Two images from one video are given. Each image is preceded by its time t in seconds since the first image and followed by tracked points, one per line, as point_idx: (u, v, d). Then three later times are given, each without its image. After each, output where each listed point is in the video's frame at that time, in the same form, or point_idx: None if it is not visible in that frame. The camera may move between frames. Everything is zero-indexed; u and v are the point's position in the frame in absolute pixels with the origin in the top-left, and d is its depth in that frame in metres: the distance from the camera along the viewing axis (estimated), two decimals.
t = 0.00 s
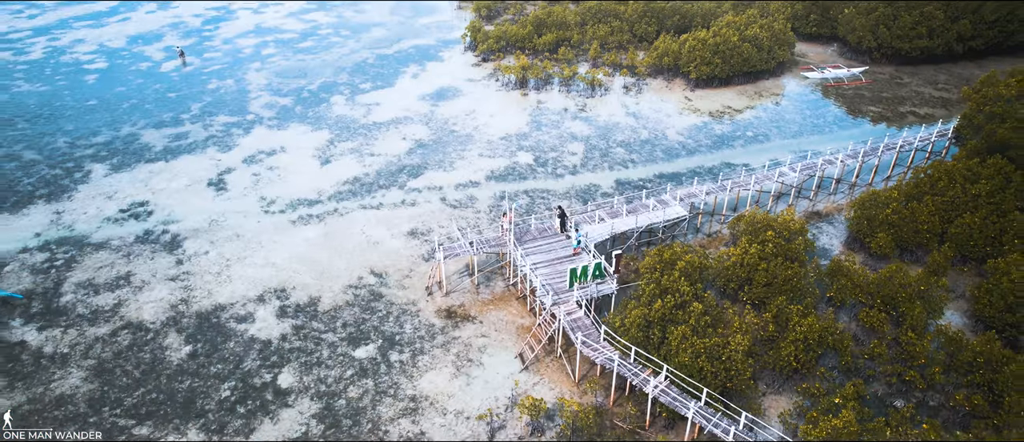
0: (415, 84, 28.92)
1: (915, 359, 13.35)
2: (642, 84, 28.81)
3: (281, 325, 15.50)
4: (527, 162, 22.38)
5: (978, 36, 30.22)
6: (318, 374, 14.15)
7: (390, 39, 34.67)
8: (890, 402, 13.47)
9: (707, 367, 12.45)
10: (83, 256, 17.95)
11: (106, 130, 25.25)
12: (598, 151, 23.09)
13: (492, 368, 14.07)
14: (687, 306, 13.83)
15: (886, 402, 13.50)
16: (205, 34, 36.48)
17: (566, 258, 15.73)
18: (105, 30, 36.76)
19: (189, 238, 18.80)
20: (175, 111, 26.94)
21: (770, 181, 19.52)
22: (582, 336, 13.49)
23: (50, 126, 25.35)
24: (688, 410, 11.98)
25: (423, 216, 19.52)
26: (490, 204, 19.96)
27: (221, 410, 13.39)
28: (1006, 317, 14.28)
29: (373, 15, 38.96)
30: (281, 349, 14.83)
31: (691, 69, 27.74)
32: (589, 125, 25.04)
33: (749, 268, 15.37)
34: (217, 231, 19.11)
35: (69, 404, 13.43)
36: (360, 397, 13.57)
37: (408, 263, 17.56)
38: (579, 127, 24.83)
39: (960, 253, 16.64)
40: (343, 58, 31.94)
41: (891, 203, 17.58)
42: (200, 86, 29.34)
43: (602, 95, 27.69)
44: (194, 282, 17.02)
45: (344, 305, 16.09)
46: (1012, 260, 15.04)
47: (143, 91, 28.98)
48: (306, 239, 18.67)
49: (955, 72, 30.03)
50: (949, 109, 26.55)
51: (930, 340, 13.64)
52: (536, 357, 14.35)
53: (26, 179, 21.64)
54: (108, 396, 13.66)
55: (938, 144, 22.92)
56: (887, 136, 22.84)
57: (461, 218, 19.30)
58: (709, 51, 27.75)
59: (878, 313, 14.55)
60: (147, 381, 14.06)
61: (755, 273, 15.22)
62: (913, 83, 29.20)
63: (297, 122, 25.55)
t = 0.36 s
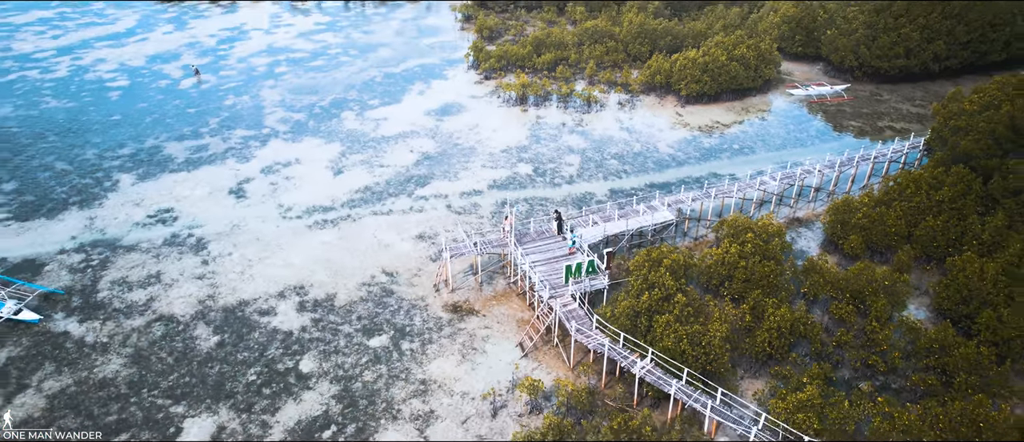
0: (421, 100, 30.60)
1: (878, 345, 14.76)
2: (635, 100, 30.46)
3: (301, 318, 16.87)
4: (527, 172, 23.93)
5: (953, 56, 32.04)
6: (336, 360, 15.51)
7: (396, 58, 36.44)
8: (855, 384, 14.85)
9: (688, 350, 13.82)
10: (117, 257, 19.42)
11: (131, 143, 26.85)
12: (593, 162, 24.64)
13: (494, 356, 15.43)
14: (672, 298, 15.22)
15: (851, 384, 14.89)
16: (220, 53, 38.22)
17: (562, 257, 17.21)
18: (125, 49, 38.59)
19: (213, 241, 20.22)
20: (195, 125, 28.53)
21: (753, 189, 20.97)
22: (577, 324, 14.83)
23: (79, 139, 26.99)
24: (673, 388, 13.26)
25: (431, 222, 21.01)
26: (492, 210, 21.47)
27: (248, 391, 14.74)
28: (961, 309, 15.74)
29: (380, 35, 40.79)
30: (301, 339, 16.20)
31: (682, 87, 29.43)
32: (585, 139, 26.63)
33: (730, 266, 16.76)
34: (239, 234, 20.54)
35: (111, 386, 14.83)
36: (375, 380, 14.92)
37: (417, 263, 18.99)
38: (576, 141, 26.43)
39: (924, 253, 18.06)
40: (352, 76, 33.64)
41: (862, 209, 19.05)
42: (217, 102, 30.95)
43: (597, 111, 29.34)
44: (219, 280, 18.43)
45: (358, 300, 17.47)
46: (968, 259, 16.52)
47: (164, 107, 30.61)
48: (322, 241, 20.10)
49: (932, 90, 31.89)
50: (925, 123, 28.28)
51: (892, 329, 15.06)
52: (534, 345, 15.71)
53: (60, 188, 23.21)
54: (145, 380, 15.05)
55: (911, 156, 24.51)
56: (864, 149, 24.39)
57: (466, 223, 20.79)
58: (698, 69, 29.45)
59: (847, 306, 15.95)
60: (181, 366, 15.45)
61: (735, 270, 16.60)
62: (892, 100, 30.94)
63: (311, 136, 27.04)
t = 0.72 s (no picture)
0: (426, 115, 32.34)
1: (845, 335, 16.26)
2: (629, 115, 32.19)
3: (319, 313, 18.32)
4: (526, 182, 25.55)
5: (929, 74, 33.92)
6: (352, 350, 16.96)
7: (402, 76, 38.23)
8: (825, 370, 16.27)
9: (672, 338, 15.27)
10: (146, 259, 20.97)
11: (154, 155, 28.53)
12: (588, 173, 26.27)
13: (496, 346, 16.90)
14: (658, 293, 16.71)
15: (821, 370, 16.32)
16: (234, 71, 40.02)
17: (558, 257, 18.75)
18: (143, 67, 40.47)
19: (234, 244, 21.74)
20: (213, 138, 30.16)
21: (736, 197, 22.54)
22: (571, 316, 16.30)
23: (105, 152, 28.70)
24: (657, 370, 14.71)
25: (437, 227, 22.55)
26: (494, 217, 23.06)
27: (273, 377, 16.20)
28: (921, 303, 17.27)
29: (386, 54, 42.69)
30: (319, 331, 17.66)
31: (673, 103, 31.18)
32: (581, 151, 28.28)
33: (712, 265, 18.28)
34: (258, 238, 22.06)
35: (148, 373, 16.34)
36: (388, 367, 16.36)
37: (424, 264, 20.50)
38: (573, 153, 28.07)
39: (892, 254, 19.59)
40: (360, 93, 35.41)
41: (836, 214, 20.62)
42: (232, 116, 32.58)
43: (593, 125, 31.07)
44: (242, 279, 19.93)
45: (371, 297, 18.93)
46: (930, 258, 18.06)
47: (183, 122, 32.28)
48: (336, 244, 21.61)
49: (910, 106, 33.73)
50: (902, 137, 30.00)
51: (858, 321, 16.57)
52: (533, 337, 17.18)
53: (90, 197, 24.85)
54: (178, 367, 16.54)
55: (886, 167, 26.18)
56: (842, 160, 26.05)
57: (469, 228, 22.36)
58: (688, 86, 31.21)
59: (818, 300, 17.44)
60: (210, 356, 16.92)
61: (717, 269, 18.10)
62: (872, 115, 32.71)
63: (322, 149, 28.62)
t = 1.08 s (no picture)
0: (431, 129, 34.11)
1: (817, 328, 17.79)
2: (624, 129, 33.93)
3: (334, 309, 19.86)
4: (526, 192, 27.21)
5: (907, 90, 35.83)
6: (366, 342, 18.48)
7: (408, 92, 40.06)
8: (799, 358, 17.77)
9: (658, 329, 16.80)
10: (172, 261, 22.56)
11: (175, 166, 30.22)
12: (584, 183, 27.93)
13: (498, 338, 18.45)
14: (646, 290, 18.26)
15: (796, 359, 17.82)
16: (247, 87, 41.80)
17: (555, 258, 20.32)
18: (160, 84, 42.33)
19: (254, 248, 23.30)
20: (230, 150, 31.86)
21: (722, 204, 24.16)
22: (567, 309, 17.84)
23: (128, 163, 30.44)
24: (644, 357, 16.23)
25: (442, 233, 24.16)
26: (496, 223, 24.69)
27: (294, 366, 17.71)
28: (888, 299, 18.84)
29: (392, 71, 44.55)
30: (335, 325, 19.19)
31: (665, 117, 32.96)
32: (577, 163, 29.98)
33: (697, 265, 19.86)
34: (276, 242, 23.64)
35: (180, 362, 17.90)
36: (399, 357, 17.87)
37: (431, 266, 22.08)
38: (570, 165, 29.76)
39: (864, 255, 21.16)
40: (368, 108, 37.19)
41: (812, 219, 22.23)
42: (247, 130, 34.24)
43: (589, 139, 32.83)
44: (262, 279, 21.49)
45: (383, 295, 20.48)
46: (896, 258, 19.63)
47: (200, 135, 33.97)
48: (349, 248, 23.21)
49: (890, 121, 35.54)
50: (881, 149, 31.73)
51: (829, 315, 18.10)
52: (531, 330, 18.73)
53: (117, 205, 26.52)
54: (207, 357, 18.07)
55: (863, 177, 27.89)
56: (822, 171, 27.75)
57: (473, 233, 23.98)
58: (679, 102, 32.98)
59: (794, 297, 18.99)
60: (236, 347, 18.45)
61: (701, 268, 19.66)
62: (855, 129, 34.49)
63: (334, 160, 30.31)
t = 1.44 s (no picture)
0: (435, 142, 35.87)
1: (793, 322, 19.23)
2: (619, 141, 35.67)
3: (349, 306, 21.45)
4: (526, 200, 28.90)
5: (888, 104, 37.67)
6: (379, 336, 20.06)
7: (413, 106, 41.86)
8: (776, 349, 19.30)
9: (646, 322, 18.36)
10: (196, 263, 24.16)
11: (193, 176, 31.89)
12: (580, 192, 29.62)
13: (499, 333, 20.03)
14: (635, 287, 19.83)
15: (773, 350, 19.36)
16: (258, 101, 43.50)
17: (552, 259, 21.95)
18: (175, 98, 44.17)
19: (271, 251, 24.88)
20: (245, 160, 33.54)
21: (709, 211, 25.80)
22: (563, 305, 19.42)
23: (149, 173, 32.14)
24: (633, 346, 17.81)
25: (447, 237, 25.81)
26: (498, 229, 26.36)
27: (313, 357, 19.26)
28: (859, 296, 20.42)
29: (397, 85, 46.42)
30: (350, 321, 20.79)
31: (657, 130, 34.73)
32: (574, 173, 31.69)
33: (684, 266, 21.37)
34: (292, 246, 25.24)
35: (208, 353, 19.48)
36: (409, 349, 19.45)
37: (438, 267, 23.71)
38: (567, 174, 31.48)
39: (839, 257, 22.76)
40: (375, 121, 38.97)
41: (792, 224, 23.92)
42: (261, 142, 35.90)
43: (585, 150, 34.59)
44: (280, 279, 23.07)
45: (393, 294, 22.09)
46: (868, 259, 21.25)
47: (215, 146, 35.63)
48: (360, 251, 24.85)
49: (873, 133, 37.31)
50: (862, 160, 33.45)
51: (805, 311, 19.62)
52: (530, 325, 20.32)
53: (140, 211, 28.19)
54: (232, 349, 19.64)
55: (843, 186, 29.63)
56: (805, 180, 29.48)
57: (476, 238, 25.63)
58: (671, 115, 34.79)
59: (773, 295, 20.40)
60: (258, 340, 20.01)
61: (688, 268, 21.21)
62: (838, 141, 36.25)
63: (343, 170, 32.03)
